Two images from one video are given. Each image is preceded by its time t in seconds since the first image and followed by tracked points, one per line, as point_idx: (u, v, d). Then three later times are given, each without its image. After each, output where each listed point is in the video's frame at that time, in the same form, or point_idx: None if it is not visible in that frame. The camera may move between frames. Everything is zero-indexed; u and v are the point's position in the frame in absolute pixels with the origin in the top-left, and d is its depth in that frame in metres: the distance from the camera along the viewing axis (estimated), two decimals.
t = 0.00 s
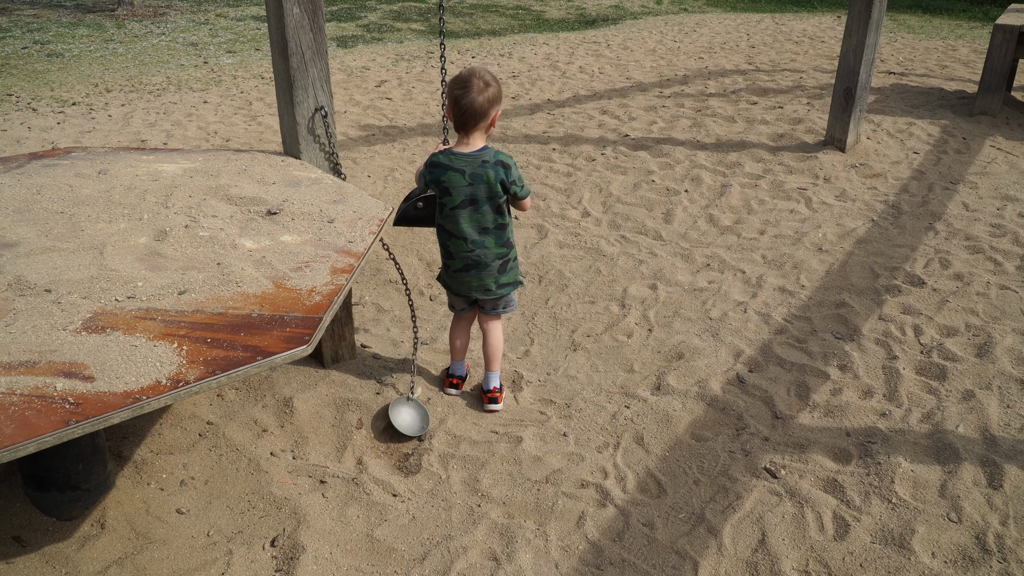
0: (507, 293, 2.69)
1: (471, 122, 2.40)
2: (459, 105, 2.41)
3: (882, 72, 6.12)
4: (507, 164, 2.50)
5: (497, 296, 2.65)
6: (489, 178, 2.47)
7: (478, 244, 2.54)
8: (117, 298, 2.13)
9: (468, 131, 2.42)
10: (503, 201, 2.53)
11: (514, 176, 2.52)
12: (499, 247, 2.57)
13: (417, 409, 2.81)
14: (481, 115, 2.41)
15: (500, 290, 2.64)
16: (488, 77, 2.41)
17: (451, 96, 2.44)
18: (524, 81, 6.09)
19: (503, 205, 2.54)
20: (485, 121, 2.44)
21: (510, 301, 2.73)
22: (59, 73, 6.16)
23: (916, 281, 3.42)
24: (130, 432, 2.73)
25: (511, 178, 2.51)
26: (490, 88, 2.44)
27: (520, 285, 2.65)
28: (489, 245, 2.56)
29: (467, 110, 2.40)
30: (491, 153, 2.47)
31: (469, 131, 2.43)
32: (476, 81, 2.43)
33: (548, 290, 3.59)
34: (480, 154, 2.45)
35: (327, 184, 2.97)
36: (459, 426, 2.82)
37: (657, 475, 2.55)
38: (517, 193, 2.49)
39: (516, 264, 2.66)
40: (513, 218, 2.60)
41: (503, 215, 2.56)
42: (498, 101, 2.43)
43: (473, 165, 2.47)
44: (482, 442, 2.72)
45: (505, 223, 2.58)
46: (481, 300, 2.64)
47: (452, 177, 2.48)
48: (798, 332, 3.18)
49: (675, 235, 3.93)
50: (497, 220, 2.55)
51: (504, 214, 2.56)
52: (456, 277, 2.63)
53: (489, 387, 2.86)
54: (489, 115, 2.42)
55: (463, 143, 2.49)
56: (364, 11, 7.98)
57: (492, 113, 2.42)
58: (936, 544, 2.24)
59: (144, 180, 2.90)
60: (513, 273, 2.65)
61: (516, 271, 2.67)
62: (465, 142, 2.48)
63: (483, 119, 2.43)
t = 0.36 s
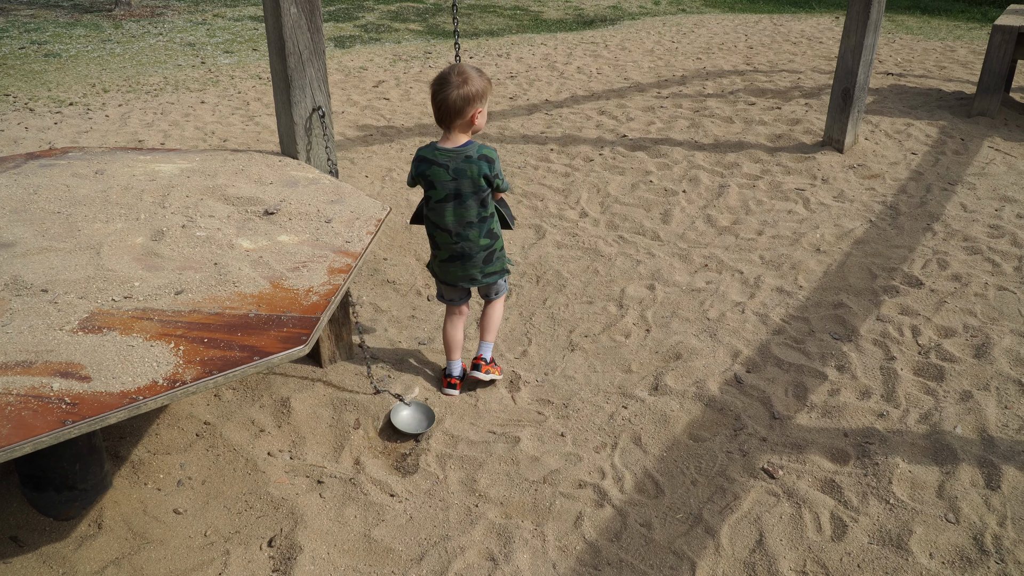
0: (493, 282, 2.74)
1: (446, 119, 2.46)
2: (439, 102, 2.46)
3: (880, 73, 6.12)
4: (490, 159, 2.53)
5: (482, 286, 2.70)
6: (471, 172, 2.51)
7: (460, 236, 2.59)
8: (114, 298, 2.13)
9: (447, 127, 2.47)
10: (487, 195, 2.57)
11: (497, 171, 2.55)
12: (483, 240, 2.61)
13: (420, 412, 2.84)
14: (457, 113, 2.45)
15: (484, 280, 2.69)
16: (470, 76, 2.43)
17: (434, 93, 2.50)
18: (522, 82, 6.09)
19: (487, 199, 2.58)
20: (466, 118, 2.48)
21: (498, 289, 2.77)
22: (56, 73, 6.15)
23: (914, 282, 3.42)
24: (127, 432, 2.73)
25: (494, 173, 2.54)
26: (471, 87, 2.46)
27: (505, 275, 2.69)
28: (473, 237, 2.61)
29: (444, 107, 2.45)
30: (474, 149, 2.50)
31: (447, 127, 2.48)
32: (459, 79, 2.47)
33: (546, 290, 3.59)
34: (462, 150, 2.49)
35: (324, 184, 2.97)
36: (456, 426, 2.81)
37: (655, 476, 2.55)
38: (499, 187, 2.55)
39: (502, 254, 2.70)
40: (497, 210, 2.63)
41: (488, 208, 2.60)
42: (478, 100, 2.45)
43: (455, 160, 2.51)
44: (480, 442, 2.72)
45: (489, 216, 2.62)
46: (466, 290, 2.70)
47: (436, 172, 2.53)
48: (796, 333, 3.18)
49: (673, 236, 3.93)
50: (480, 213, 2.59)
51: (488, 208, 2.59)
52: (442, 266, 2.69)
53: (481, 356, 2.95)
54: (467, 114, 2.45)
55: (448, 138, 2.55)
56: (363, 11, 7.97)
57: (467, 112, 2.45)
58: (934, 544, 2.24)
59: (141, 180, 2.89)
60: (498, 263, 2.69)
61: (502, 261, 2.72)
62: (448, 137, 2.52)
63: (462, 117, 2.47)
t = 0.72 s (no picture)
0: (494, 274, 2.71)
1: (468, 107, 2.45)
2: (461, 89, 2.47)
3: (878, 67, 6.11)
4: (502, 149, 2.53)
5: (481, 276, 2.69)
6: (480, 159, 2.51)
7: (464, 221, 2.59)
8: (109, 294, 2.12)
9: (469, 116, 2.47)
10: (494, 183, 2.56)
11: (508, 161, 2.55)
12: (486, 229, 2.60)
13: (402, 411, 2.80)
14: (478, 101, 2.45)
15: (484, 269, 2.67)
16: (492, 65, 2.43)
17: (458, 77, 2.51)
18: (519, 76, 6.08)
19: (494, 188, 2.57)
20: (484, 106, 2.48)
21: (499, 284, 2.74)
22: (52, 69, 6.13)
23: (912, 276, 3.42)
24: (124, 428, 2.72)
25: (505, 163, 2.53)
26: (494, 75, 2.46)
27: (505, 268, 2.67)
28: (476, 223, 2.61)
29: (466, 94, 2.46)
30: (485, 136, 2.50)
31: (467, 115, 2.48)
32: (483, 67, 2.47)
33: (544, 284, 3.58)
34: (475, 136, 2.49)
35: (320, 178, 2.96)
36: (454, 421, 2.81)
37: (653, 470, 2.55)
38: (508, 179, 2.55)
39: (504, 247, 2.67)
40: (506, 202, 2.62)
41: (494, 197, 2.59)
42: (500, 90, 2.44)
43: (467, 144, 2.52)
44: (477, 437, 2.72)
45: (495, 205, 2.61)
46: (465, 277, 2.69)
47: (446, 154, 2.54)
48: (793, 326, 3.17)
49: (671, 230, 3.93)
50: (486, 201, 2.58)
51: (494, 196, 2.59)
52: (447, 250, 2.71)
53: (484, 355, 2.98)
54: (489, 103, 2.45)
55: (465, 124, 2.55)
56: (359, 6, 7.94)
57: (489, 101, 2.44)
58: (931, 537, 2.25)
59: (136, 176, 2.88)
60: (499, 256, 2.67)
61: (505, 254, 2.69)
62: (465, 123, 2.53)
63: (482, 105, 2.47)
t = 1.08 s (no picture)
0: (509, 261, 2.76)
1: (492, 95, 2.50)
2: (486, 76, 2.52)
3: (873, 58, 6.10)
4: (524, 136, 2.57)
5: (495, 262, 2.74)
6: (501, 145, 2.56)
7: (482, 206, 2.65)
8: (103, 289, 2.11)
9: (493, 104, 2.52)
10: (514, 170, 2.61)
11: (529, 149, 2.59)
12: (501, 215, 2.66)
13: (393, 410, 2.76)
14: (502, 88, 2.49)
15: (498, 255, 2.72)
16: (517, 53, 2.47)
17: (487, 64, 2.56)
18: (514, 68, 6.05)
19: (514, 174, 2.62)
20: (508, 94, 2.52)
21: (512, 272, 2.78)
22: (45, 62, 6.09)
23: (907, 267, 3.42)
24: (119, 423, 2.71)
25: (525, 151, 2.57)
26: (519, 64, 2.49)
27: (519, 257, 2.70)
28: (494, 208, 2.66)
29: (490, 81, 2.50)
30: (506, 123, 2.54)
31: (491, 102, 2.52)
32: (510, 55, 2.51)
33: (540, 277, 3.58)
34: (497, 123, 2.53)
35: (315, 172, 2.94)
36: (451, 414, 2.80)
37: (649, 462, 2.55)
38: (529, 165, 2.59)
39: (520, 236, 2.71)
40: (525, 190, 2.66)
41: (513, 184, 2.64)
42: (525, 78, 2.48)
43: (489, 130, 2.57)
44: (473, 431, 2.72)
45: (514, 192, 2.65)
46: (481, 261, 2.75)
47: (470, 139, 2.60)
48: (789, 318, 3.17)
49: (667, 223, 3.92)
50: (505, 188, 2.63)
51: (513, 184, 2.63)
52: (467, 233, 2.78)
53: (484, 351, 2.97)
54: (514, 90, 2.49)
55: (491, 111, 2.61)
56: None
57: (512, 88, 2.48)
58: (927, 527, 2.25)
59: (130, 170, 2.86)
60: (514, 243, 2.71)
61: (522, 242, 2.74)
62: (490, 110, 2.58)
63: (506, 93, 2.51)
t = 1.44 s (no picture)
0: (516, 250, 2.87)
1: (499, 90, 2.61)
2: (494, 73, 2.64)
3: (861, 58, 6.13)
4: (529, 129, 2.66)
5: (503, 250, 2.85)
6: (507, 138, 2.65)
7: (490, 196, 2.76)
8: (89, 291, 2.09)
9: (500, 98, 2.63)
10: (521, 162, 2.70)
11: (535, 141, 2.68)
12: (509, 204, 2.77)
13: (382, 412, 2.75)
14: (508, 82, 2.61)
15: (505, 244, 2.84)
16: (522, 50, 2.58)
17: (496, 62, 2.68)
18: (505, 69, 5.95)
19: (521, 166, 2.71)
20: (514, 88, 2.63)
21: (518, 261, 2.89)
22: (32, 61, 6.04)
23: (895, 265, 3.44)
24: (106, 427, 2.69)
25: (530, 143, 2.67)
26: (524, 59, 2.62)
27: (525, 246, 2.81)
28: (501, 198, 2.77)
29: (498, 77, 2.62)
30: (512, 116, 2.64)
31: (499, 97, 2.63)
32: (516, 52, 2.63)
33: (530, 277, 3.57)
34: (503, 116, 2.64)
35: (305, 173, 2.90)
36: (441, 416, 2.79)
37: (639, 463, 2.55)
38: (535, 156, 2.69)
39: (527, 225, 2.81)
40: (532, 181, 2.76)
41: (520, 176, 2.73)
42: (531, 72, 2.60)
43: (497, 123, 2.67)
44: (464, 432, 2.71)
45: (521, 183, 2.75)
46: (489, 250, 2.87)
47: (478, 132, 2.71)
48: (778, 317, 3.18)
49: (656, 222, 3.92)
50: (511, 179, 2.73)
51: (519, 175, 2.72)
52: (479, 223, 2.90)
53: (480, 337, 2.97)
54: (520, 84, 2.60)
55: (499, 106, 2.72)
56: None
57: (518, 82, 2.60)
58: (915, 525, 2.27)
59: (117, 170, 2.83)
60: (521, 233, 2.82)
61: (529, 231, 2.84)
62: (499, 105, 2.68)
63: (512, 87, 2.63)
